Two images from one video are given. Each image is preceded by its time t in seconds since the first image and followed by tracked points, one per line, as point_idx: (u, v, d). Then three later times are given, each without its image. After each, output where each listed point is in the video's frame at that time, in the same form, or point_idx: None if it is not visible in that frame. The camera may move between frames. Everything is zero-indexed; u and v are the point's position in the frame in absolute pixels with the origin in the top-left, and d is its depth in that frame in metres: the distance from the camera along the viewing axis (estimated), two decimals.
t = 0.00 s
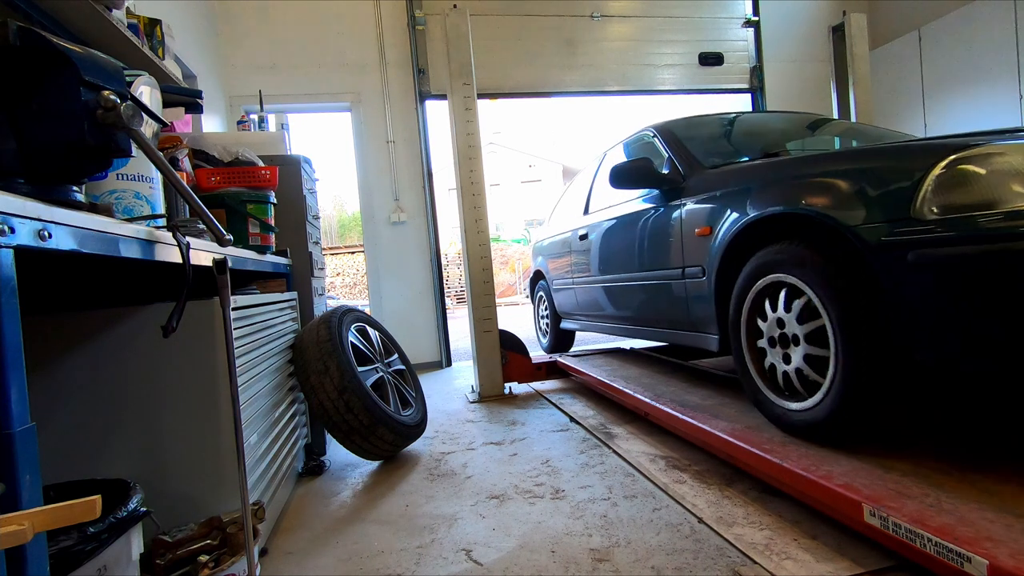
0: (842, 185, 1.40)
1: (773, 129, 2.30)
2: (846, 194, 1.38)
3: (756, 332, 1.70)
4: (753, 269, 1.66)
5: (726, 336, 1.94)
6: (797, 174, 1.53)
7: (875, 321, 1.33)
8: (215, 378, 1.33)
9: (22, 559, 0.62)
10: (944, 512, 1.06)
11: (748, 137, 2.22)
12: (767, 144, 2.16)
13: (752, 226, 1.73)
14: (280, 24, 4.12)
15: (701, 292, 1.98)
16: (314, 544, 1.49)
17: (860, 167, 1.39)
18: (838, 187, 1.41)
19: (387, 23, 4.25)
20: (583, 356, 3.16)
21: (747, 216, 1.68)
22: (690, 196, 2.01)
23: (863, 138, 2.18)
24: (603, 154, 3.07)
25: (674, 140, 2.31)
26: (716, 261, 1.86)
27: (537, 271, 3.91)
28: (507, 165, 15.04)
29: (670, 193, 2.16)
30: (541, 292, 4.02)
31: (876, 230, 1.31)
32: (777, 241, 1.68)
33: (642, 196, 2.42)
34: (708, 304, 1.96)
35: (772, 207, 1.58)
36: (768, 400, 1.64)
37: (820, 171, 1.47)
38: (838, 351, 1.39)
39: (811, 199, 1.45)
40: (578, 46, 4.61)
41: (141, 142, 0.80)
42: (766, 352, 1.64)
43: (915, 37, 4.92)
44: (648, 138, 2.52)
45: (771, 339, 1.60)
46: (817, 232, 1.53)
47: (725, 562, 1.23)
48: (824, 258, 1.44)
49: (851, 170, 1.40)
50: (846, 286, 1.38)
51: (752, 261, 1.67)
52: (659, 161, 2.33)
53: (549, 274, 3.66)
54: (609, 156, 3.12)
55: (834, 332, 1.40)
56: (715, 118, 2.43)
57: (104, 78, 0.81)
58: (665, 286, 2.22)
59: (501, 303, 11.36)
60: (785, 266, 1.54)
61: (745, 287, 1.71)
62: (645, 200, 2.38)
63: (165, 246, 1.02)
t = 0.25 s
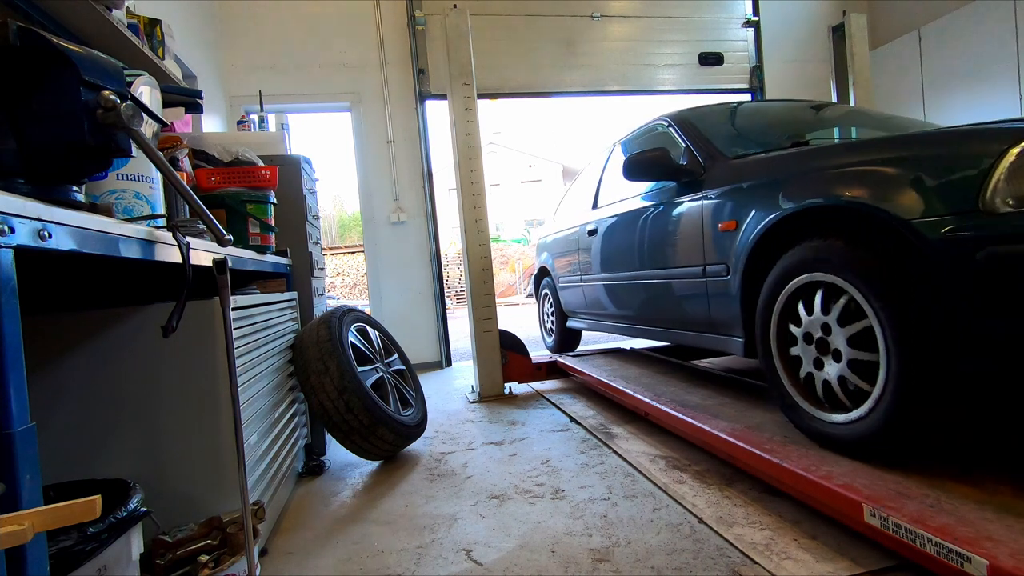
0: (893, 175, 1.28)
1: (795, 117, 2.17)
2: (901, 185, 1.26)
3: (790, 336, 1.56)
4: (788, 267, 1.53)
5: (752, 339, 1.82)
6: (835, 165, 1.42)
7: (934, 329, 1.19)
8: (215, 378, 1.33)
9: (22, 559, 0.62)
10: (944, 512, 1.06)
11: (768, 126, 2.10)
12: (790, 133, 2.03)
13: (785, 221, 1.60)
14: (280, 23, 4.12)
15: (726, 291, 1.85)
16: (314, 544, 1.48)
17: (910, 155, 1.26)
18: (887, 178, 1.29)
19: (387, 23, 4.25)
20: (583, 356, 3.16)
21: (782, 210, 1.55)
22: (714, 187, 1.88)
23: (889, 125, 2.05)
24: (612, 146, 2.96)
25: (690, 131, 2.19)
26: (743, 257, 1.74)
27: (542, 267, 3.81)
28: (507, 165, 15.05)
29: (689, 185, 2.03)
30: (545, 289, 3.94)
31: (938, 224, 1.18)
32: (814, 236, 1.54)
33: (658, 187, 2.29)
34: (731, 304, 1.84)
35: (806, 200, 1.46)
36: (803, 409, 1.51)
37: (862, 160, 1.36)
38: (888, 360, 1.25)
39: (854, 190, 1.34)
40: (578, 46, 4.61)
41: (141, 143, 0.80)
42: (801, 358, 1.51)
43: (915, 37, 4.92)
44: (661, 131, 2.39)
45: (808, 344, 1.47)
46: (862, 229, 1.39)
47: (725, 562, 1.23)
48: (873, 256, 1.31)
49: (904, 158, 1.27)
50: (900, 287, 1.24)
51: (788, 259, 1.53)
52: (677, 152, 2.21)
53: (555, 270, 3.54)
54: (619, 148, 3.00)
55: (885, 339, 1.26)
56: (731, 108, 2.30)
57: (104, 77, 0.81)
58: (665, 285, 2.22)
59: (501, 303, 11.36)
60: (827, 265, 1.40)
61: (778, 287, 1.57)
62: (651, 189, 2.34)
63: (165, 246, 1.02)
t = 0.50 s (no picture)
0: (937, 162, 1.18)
1: (812, 107, 2.09)
2: (953, 171, 1.15)
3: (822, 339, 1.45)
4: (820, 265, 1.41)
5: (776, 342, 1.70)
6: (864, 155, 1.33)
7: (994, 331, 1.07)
8: (215, 378, 1.33)
9: (22, 559, 0.62)
10: (944, 512, 1.07)
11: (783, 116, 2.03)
12: (805, 123, 1.95)
13: (814, 217, 1.49)
14: (280, 23, 4.12)
15: (749, 290, 1.73)
16: (314, 544, 1.48)
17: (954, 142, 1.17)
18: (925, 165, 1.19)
19: (387, 23, 4.25)
20: (583, 356, 3.16)
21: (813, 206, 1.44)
22: (737, 178, 1.77)
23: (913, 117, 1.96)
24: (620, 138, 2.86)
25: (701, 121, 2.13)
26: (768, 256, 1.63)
27: (547, 264, 3.73)
28: (507, 165, 15.05)
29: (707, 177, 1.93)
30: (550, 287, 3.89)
31: (1001, 217, 1.07)
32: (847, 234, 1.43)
33: (672, 180, 2.19)
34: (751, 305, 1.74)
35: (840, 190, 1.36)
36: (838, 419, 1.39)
37: (897, 149, 1.26)
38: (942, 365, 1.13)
39: (890, 180, 1.24)
40: (578, 46, 4.61)
41: (141, 142, 0.80)
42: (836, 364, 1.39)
43: (915, 37, 4.92)
44: (672, 121, 2.33)
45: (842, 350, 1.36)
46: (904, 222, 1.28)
47: (725, 562, 1.23)
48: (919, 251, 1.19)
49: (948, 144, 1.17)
50: (953, 284, 1.12)
51: (820, 256, 1.42)
52: (693, 144, 2.12)
53: (561, 268, 3.45)
54: (628, 141, 2.90)
55: (936, 342, 1.15)
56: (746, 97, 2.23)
57: (104, 77, 0.81)
58: (665, 283, 2.23)
59: (501, 303, 11.37)
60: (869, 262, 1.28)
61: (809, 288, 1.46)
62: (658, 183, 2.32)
63: (166, 246, 1.02)
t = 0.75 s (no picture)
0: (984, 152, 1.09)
1: (830, 95, 2.01)
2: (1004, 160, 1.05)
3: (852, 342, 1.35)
4: (854, 262, 1.31)
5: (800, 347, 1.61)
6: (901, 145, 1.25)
7: None
8: (215, 379, 1.33)
9: (22, 559, 0.62)
10: (945, 512, 1.07)
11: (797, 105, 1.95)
12: (820, 113, 1.88)
13: (845, 211, 1.40)
14: (280, 23, 4.12)
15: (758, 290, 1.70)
16: (315, 544, 1.48)
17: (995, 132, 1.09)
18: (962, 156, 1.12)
19: (387, 23, 4.25)
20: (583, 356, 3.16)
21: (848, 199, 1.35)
22: (759, 171, 1.68)
23: (936, 106, 1.86)
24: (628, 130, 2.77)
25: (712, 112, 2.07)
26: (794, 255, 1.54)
27: (552, 262, 3.67)
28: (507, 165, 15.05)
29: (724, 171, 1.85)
30: (554, 285, 3.84)
31: None
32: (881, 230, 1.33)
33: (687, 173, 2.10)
34: (767, 306, 1.67)
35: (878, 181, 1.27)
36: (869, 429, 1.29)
37: (937, 138, 1.18)
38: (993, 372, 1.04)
39: (931, 171, 1.16)
40: (578, 46, 4.61)
41: (141, 143, 0.80)
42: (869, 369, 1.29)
43: (915, 37, 4.91)
44: (684, 111, 2.27)
45: (875, 352, 1.27)
46: (946, 215, 1.18)
47: (725, 562, 1.23)
48: (967, 245, 1.09)
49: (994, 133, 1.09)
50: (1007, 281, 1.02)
51: (855, 251, 1.32)
52: (709, 135, 2.03)
53: (566, 266, 3.39)
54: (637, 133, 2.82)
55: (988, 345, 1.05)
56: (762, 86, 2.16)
57: (104, 77, 0.81)
58: (665, 282, 2.23)
59: (500, 303, 11.38)
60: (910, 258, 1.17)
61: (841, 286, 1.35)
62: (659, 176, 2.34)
63: (165, 246, 1.02)
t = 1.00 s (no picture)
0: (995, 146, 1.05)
1: (847, 87, 1.94)
2: None
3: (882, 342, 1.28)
4: (888, 260, 1.23)
5: (823, 349, 1.54)
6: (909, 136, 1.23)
7: None
8: (214, 380, 1.33)
9: (22, 559, 0.62)
10: (944, 512, 1.07)
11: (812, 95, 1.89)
12: (836, 103, 1.82)
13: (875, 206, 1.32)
14: (279, 23, 4.12)
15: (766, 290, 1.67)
16: (315, 544, 1.49)
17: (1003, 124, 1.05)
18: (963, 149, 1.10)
19: (387, 23, 4.25)
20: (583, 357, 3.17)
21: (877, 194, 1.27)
22: (778, 165, 1.60)
23: (958, 100, 1.79)
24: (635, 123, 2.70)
25: (724, 102, 2.02)
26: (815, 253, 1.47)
27: (555, 260, 3.61)
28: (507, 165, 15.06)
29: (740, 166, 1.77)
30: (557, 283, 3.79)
31: None
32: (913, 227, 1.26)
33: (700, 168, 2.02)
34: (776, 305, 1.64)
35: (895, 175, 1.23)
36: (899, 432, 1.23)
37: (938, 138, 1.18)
38: None
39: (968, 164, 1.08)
40: (578, 46, 4.61)
41: (141, 143, 0.80)
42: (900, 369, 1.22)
43: (915, 37, 4.91)
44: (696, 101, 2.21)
45: (907, 355, 1.20)
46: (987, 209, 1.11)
47: (725, 562, 1.23)
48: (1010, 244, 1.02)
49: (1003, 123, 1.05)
50: None
51: (890, 245, 1.23)
52: (724, 127, 1.95)
53: (570, 265, 3.33)
54: (644, 125, 2.73)
55: None
56: (775, 77, 2.10)
57: (104, 78, 0.81)
58: (665, 281, 2.23)
59: (501, 303, 11.38)
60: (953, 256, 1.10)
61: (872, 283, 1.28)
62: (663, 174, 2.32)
63: (165, 246, 1.02)
